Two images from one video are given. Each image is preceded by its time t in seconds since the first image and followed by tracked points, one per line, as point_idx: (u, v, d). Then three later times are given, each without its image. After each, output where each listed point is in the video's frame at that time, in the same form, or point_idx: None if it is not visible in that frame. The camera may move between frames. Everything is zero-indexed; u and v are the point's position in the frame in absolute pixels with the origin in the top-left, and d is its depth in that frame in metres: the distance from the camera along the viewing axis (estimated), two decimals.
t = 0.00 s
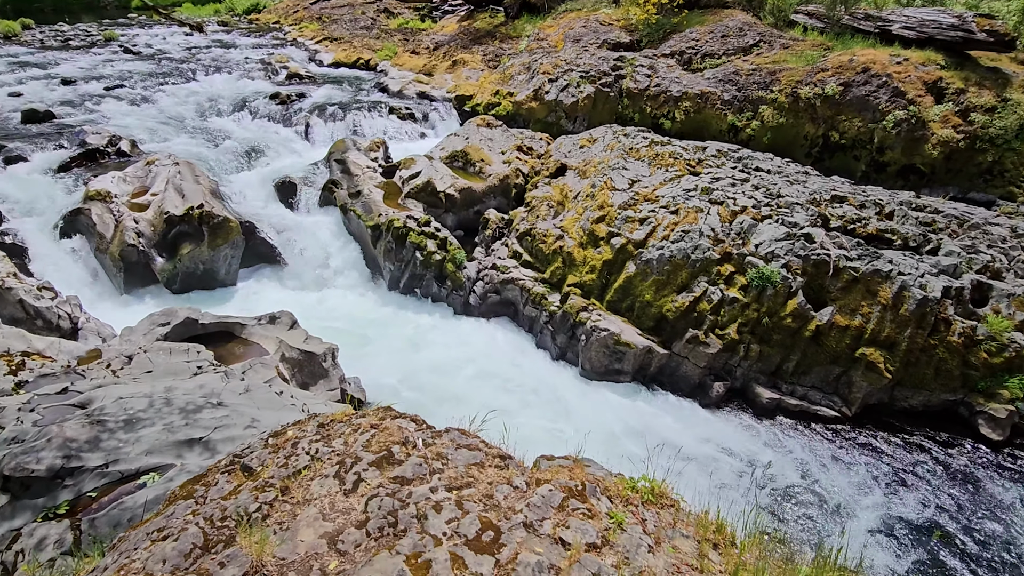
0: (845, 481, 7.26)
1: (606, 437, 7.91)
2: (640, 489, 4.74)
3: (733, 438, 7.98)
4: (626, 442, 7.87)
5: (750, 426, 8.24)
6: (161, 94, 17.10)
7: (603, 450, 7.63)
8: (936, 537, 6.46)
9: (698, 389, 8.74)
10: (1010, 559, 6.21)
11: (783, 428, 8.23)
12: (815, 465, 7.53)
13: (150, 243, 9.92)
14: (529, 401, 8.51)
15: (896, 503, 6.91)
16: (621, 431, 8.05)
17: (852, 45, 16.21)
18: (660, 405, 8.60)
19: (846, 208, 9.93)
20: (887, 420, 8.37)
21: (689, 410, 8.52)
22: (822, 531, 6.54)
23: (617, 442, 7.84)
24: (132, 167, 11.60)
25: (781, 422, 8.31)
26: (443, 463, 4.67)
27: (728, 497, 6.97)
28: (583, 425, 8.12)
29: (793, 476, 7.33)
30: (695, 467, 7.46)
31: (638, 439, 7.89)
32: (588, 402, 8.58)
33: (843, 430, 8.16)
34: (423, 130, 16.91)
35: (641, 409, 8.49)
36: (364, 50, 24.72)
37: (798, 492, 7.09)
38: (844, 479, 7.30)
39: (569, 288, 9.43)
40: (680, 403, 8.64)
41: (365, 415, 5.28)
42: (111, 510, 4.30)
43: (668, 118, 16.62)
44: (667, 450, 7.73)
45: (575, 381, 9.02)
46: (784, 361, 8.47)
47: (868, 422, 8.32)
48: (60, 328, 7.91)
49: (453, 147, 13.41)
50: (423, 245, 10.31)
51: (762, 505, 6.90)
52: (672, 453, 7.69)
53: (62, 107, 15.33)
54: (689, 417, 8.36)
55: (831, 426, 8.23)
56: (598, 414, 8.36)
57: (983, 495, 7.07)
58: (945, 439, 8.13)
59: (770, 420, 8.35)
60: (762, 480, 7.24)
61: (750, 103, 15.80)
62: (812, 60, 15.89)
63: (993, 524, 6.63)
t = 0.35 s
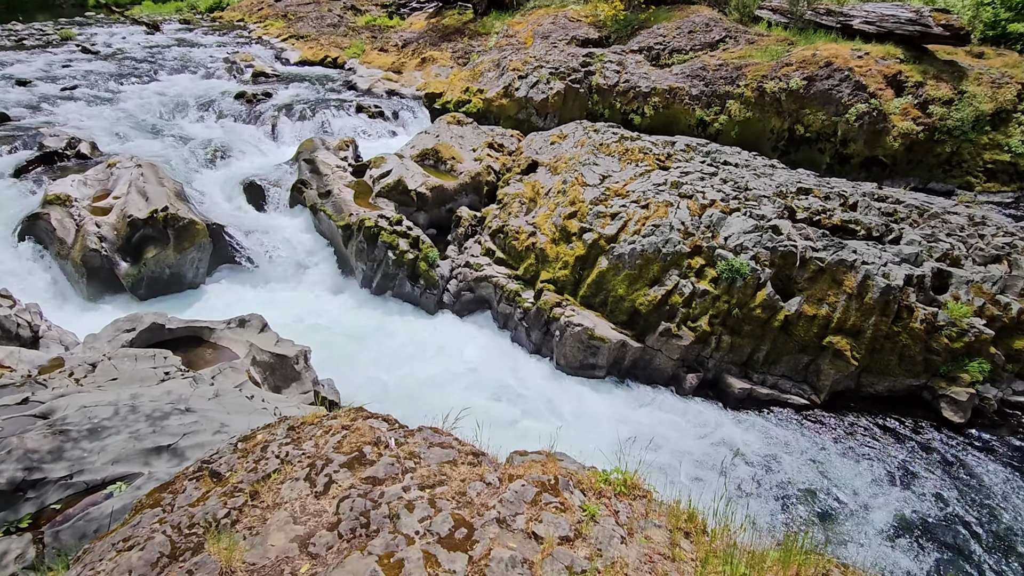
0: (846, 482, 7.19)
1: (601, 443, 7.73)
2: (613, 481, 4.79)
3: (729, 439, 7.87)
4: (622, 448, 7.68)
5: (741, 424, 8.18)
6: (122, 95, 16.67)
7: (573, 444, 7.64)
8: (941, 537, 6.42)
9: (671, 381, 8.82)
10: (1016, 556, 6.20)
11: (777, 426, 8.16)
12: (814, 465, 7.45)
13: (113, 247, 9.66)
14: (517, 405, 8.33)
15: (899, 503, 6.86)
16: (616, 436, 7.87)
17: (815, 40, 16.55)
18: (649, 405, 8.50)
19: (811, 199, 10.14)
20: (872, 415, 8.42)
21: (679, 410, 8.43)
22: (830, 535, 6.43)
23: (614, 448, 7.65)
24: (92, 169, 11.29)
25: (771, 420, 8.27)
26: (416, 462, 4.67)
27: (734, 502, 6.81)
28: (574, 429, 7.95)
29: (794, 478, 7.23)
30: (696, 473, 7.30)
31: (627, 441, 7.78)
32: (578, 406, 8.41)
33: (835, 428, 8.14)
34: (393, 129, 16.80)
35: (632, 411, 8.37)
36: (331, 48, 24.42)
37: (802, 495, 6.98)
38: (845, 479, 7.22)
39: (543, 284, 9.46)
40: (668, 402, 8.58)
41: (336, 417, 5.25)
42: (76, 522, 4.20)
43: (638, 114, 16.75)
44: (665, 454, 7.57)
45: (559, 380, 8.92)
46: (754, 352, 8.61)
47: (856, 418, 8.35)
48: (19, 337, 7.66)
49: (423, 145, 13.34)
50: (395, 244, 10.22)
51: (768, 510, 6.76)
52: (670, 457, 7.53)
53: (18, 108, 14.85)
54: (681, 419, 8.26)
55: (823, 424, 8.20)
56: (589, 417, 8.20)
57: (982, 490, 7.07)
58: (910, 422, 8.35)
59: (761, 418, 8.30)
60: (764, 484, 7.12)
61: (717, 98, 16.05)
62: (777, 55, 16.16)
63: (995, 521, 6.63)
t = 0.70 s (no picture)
0: (843, 479, 7.13)
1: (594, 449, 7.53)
2: (581, 474, 4.84)
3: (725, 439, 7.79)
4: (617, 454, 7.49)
5: (734, 422, 8.14)
6: (72, 97, 16.11)
7: (545, 442, 7.61)
8: (941, 530, 6.41)
9: (640, 373, 8.90)
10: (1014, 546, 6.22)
11: (767, 424, 8.10)
12: (814, 461, 7.42)
13: (66, 254, 9.35)
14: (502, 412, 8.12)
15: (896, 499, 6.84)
16: (608, 442, 7.69)
17: (772, 36, 16.99)
18: (635, 408, 8.39)
19: (771, 192, 10.36)
20: (856, 409, 8.47)
21: (667, 412, 8.33)
22: (833, 535, 6.33)
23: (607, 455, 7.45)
24: (41, 174, 10.88)
25: (759, 418, 8.23)
26: (384, 463, 4.64)
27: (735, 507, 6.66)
28: (561, 434, 7.79)
29: (791, 478, 7.14)
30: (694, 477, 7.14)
31: (615, 444, 7.65)
32: (566, 411, 8.24)
33: (823, 425, 8.12)
34: (356, 128, 16.63)
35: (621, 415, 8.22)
36: (290, 46, 24.01)
37: (801, 496, 6.88)
38: (842, 476, 7.17)
39: (511, 281, 9.47)
40: (653, 403, 8.50)
41: (301, 421, 5.19)
42: (31, 539, 4.06)
43: (601, 110, 16.87)
44: (660, 459, 7.41)
45: (540, 383, 8.80)
46: (720, 342, 8.77)
47: (841, 413, 8.38)
48: None
49: (388, 143, 13.23)
50: (360, 245, 10.11)
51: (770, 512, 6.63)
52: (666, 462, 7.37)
53: None
54: (671, 421, 8.15)
55: (811, 421, 8.19)
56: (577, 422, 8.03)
57: (973, 480, 7.11)
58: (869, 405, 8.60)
59: (748, 416, 8.25)
60: (768, 484, 7.04)
61: (679, 93, 16.29)
62: (736, 50, 16.46)
63: (990, 511, 6.66)
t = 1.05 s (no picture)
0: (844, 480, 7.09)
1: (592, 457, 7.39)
2: (551, 469, 4.87)
3: (729, 440, 7.75)
4: (617, 461, 7.35)
5: (736, 421, 8.12)
6: (20, 98, 15.54)
7: (512, 439, 7.59)
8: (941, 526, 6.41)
9: (610, 367, 8.98)
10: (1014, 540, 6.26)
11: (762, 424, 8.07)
12: (819, 458, 7.41)
13: (18, 262, 9.01)
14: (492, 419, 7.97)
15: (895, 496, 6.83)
16: (604, 448, 7.56)
17: (731, 32, 17.58)
18: (628, 411, 8.31)
19: (734, 185, 10.56)
20: (846, 404, 8.53)
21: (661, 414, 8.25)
22: (845, 535, 6.29)
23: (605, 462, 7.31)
24: None
25: (753, 417, 8.20)
26: (352, 466, 4.61)
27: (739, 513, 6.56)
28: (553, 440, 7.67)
29: (795, 481, 7.08)
30: (697, 484, 7.03)
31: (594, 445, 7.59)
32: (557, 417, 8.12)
33: (817, 422, 8.12)
34: (319, 128, 16.41)
35: (614, 419, 8.13)
36: (250, 45, 23.55)
37: (805, 497, 6.81)
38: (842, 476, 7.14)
39: (480, 279, 9.45)
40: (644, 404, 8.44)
41: (266, 426, 5.12)
42: None
43: (567, 107, 17.00)
44: (659, 465, 7.29)
45: (527, 387, 8.70)
46: (687, 335, 8.90)
47: (832, 409, 8.42)
48: None
49: (352, 143, 13.08)
50: (327, 246, 9.99)
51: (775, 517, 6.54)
52: (666, 468, 7.26)
53: None
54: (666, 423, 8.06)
55: (804, 419, 8.19)
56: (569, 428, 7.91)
57: (970, 474, 7.15)
58: (832, 392, 8.82)
59: (742, 415, 8.23)
60: (775, 485, 7.01)
61: (642, 90, 16.69)
62: (697, 46, 17.13)
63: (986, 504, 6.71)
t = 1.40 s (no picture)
0: (839, 473, 7.10)
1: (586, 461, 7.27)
2: (518, 466, 4.89)
3: (731, 438, 7.70)
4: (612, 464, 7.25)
5: (735, 418, 8.10)
6: None
7: (478, 436, 7.56)
8: (936, 514, 6.45)
9: (577, 362, 9.02)
10: (1007, 526, 6.34)
11: (752, 420, 8.06)
12: (820, 453, 7.43)
13: None
14: (480, 425, 7.82)
15: (890, 486, 6.87)
16: (597, 451, 7.47)
17: (689, 27, 18.22)
18: (617, 410, 8.24)
19: (695, 179, 10.73)
20: (832, 395, 8.61)
21: (651, 413, 8.19)
22: (855, 530, 6.27)
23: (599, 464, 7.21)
24: None
25: (742, 413, 8.21)
26: (316, 470, 4.55)
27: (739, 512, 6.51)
28: (544, 445, 7.55)
29: (799, 477, 7.06)
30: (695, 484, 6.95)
31: (560, 438, 7.65)
32: (547, 420, 8.01)
33: (806, 416, 8.17)
34: (278, 128, 16.12)
35: (604, 420, 8.05)
36: (203, 44, 22.96)
37: (801, 492, 6.80)
38: (836, 469, 7.15)
39: (446, 278, 9.40)
40: (632, 403, 8.38)
41: (227, 434, 5.03)
42: None
43: (529, 104, 17.10)
44: (654, 467, 7.22)
45: (511, 390, 8.60)
46: (653, 327, 9.02)
47: (818, 401, 8.48)
48: None
49: (312, 143, 12.88)
50: (288, 248, 9.81)
51: (775, 514, 6.50)
52: (661, 469, 7.18)
53: None
54: (657, 423, 8.00)
55: (792, 413, 8.23)
56: (559, 431, 7.81)
57: (957, 461, 7.25)
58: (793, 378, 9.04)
59: (736, 412, 8.23)
60: (780, 482, 6.97)
61: (603, 86, 16.94)
62: (656, 42, 17.39)
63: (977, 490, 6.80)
